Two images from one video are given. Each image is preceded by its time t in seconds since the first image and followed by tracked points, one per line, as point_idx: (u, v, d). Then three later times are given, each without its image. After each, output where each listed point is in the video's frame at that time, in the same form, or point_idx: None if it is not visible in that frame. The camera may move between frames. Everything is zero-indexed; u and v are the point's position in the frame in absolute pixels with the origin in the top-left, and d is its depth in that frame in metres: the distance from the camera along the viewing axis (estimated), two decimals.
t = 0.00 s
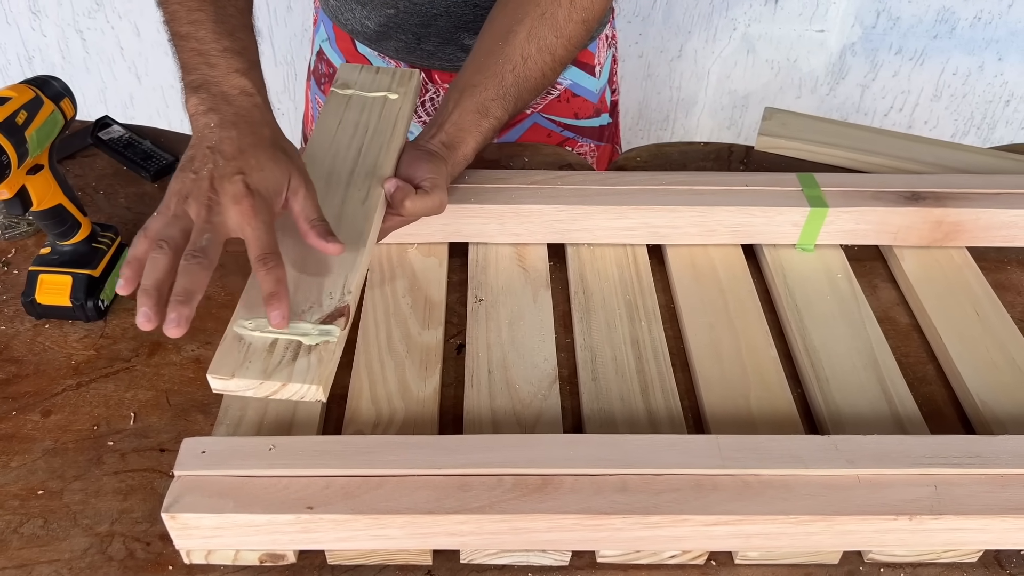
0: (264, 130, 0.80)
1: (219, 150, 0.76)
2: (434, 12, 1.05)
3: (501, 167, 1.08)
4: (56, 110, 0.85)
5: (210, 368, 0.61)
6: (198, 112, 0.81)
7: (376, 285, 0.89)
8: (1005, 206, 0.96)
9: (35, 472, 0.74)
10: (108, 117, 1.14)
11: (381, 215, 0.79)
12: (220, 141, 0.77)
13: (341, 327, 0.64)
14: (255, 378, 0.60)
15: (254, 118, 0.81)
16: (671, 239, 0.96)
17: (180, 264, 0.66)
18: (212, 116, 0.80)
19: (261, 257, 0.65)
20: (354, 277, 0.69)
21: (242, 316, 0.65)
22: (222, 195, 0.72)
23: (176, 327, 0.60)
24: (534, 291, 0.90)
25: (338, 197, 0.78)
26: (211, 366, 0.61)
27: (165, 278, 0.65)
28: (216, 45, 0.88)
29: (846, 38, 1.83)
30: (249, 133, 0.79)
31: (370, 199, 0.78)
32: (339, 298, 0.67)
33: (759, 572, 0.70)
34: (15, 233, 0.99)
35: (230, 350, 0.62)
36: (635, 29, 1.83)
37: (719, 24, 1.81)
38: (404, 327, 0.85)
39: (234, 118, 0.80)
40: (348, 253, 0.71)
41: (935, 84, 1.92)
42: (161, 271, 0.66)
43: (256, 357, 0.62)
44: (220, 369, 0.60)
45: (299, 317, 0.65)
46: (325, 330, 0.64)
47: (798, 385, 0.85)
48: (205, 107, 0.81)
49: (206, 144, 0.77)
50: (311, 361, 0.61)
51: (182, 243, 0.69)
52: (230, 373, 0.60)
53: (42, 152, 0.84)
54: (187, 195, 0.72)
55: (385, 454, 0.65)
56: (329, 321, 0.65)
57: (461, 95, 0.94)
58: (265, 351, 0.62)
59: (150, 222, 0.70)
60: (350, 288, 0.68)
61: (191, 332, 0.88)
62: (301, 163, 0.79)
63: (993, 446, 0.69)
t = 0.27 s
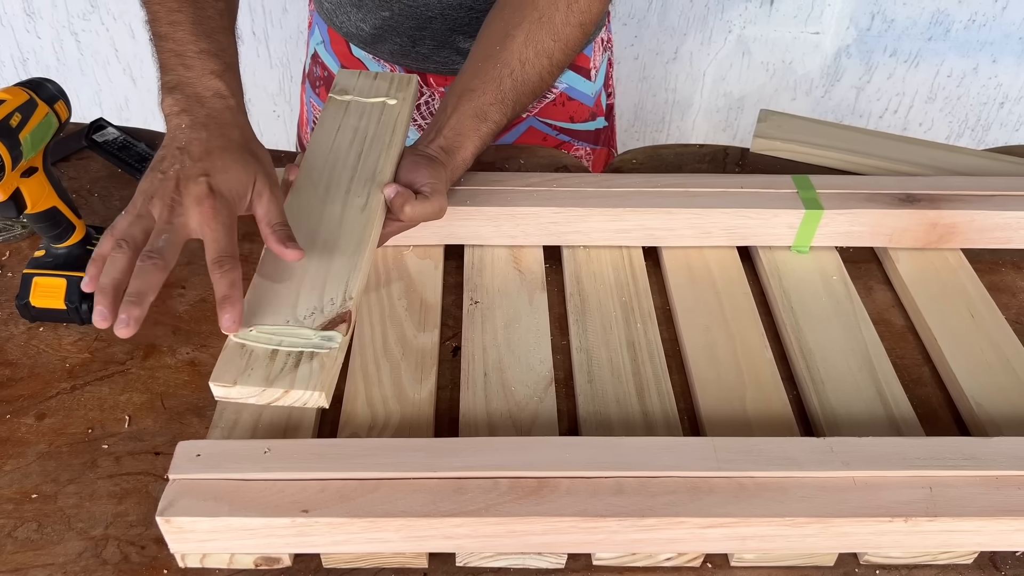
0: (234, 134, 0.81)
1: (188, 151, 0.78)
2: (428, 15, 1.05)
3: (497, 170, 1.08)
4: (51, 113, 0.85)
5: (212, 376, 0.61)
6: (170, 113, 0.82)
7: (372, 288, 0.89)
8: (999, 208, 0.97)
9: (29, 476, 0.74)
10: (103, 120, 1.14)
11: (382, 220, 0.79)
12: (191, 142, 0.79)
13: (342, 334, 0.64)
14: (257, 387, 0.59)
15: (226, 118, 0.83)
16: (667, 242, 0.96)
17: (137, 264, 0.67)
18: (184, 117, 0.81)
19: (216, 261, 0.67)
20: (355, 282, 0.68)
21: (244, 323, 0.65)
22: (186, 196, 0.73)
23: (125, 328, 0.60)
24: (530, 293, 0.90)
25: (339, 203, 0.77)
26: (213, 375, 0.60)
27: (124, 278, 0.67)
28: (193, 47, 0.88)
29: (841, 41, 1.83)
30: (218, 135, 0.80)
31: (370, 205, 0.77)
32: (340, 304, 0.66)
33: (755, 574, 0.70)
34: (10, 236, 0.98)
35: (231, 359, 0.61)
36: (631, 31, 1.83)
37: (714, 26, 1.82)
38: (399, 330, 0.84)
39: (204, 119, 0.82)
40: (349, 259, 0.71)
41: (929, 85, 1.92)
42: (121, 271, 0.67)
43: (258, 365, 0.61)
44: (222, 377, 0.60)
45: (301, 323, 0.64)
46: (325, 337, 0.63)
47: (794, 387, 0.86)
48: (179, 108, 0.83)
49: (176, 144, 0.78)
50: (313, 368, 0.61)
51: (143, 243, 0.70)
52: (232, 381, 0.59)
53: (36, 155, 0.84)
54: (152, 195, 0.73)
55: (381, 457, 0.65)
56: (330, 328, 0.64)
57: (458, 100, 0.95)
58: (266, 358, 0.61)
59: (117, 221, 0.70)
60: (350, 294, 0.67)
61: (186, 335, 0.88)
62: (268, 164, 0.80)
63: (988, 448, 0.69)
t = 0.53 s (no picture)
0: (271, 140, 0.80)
1: (228, 159, 0.77)
2: (426, 16, 1.05)
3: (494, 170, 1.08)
4: (48, 112, 0.85)
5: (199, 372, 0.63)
6: (206, 122, 0.82)
7: (369, 287, 0.89)
8: (992, 208, 0.97)
9: (26, 474, 0.74)
10: (101, 120, 1.14)
11: (372, 218, 0.80)
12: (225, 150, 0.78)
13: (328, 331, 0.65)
14: (241, 382, 0.61)
15: (261, 126, 0.82)
16: (662, 242, 0.97)
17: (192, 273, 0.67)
18: (220, 126, 0.81)
19: (267, 266, 0.66)
20: (342, 281, 0.70)
21: (230, 320, 0.66)
22: (231, 204, 0.72)
23: (188, 335, 0.61)
24: (526, 293, 0.91)
25: (329, 201, 0.79)
26: (199, 371, 0.62)
27: (177, 287, 0.67)
28: (222, 55, 0.88)
29: (836, 43, 1.84)
30: (257, 141, 0.79)
31: (360, 204, 0.79)
32: (327, 302, 0.68)
33: (750, 572, 0.71)
34: (7, 236, 0.99)
35: (216, 354, 0.63)
36: (627, 33, 1.84)
37: (711, 28, 1.82)
38: (396, 329, 0.85)
39: (241, 127, 0.81)
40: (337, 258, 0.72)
41: (924, 87, 1.93)
42: (172, 279, 0.67)
43: (243, 361, 0.63)
44: (207, 373, 0.62)
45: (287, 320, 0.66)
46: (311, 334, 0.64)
47: (789, 386, 0.86)
48: (213, 116, 0.82)
49: (214, 153, 0.78)
50: (297, 364, 0.62)
51: (194, 252, 0.70)
52: (217, 376, 0.61)
53: (34, 154, 0.84)
54: (196, 204, 0.73)
55: (377, 455, 0.66)
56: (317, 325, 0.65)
57: (452, 99, 0.95)
58: (251, 355, 0.63)
59: (162, 231, 0.71)
60: (338, 293, 0.69)
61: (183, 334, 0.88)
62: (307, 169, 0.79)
63: (981, 446, 0.70)
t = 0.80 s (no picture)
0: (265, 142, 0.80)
1: (224, 159, 0.76)
2: (427, 18, 1.06)
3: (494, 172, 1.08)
4: (50, 113, 0.85)
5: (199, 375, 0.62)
6: (203, 121, 0.82)
7: (370, 288, 0.89)
8: (991, 210, 0.98)
9: (27, 475, 0.74)
10: (101, 120, 1.14)
11: (371, 221, 0.80)
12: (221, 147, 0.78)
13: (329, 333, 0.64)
14: (242, 386, 0.60)
15: (258, 126, 0.82)
16: (663, 243, 0.97)
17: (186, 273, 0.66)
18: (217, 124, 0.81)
19: (262, 268, 0.65)
20: (343, 283, 0.69)
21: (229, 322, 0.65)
22: (227, 204, 0.72)
23: (181, 336, 0.60)
24: (527, 294, 0.91)
25: (329, 203, 0.78)
26: (199, 374, 0.61)
27: (172, 287, 0.66)
28: (221, 54, 0.88)
29: (835, 45, 1.84)
30: (253, 142, 0.79)
31: (360, 205, 0.78)
32: (328, 305, 0.67)
33: (751, 572, 0.71)
34: (8, 236, 0.99)
35: (217, 357, 0.62)
36: (627, 35, 1.84)
37: (710, 30, 1.83)
38: (397, 330, 0.85)
39: (238, 127, 0.81)
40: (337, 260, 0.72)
41: (923, 90, 1.94)
42: (167, 280, 0.66)
43: (244, 364, 0.62)
44: (208, 376, 0.60)
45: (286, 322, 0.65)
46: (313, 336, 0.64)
47: (789, 387, 0.86)
48: (210, 115, 0.82)
49: (211, 152, 0.77)
50: (298, 367, 0.61)
51: (188, 253, 0.69)
52: (218, 379, 0.60)
53: (36, 154, 0.84)
54: (193, 204, 0.73)
55: (379, 456, 0.66)
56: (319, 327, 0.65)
57: (453, 102, 0.95)
58: (252, 357, 0.62)
59: (157, 231, 0.71)
60: (339, 295, 0.68)
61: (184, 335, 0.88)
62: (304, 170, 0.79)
63: (981, 447, 0.70)
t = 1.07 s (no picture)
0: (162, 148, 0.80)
1: (184, 158, 0.78)
2: (424, 21, 1.06)
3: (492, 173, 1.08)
4: (48, 114, 0.85)
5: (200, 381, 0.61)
6: (167, 119, 0.83)
7: (368, 290, 0.90)
8: (987, 212, 0.98)
9: (24, 476, 0.74)
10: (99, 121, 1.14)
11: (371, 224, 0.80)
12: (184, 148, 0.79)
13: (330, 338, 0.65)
14: (243, 391, 0.60)
15: (223, 126, 0.83)
16: (659, 244, 0.97)
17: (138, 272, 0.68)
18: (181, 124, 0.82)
19: (216, 268, 0.68)
20: (343, 288, 0.69)
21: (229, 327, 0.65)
22: (184, 204, 0.74)
23: (128, 332, 0.61)
24: (524, 295, 0.91)
25: (328, 206, 0.78)
26: (200, 380, 0.61)
27: (124, 284, 0.68)
28: (189, 52, 0.89)
29: (832, 47, 1.85)
30: (215, 141, 0.81)
31: (360, 209, 0.78)
32: (328, 309, 0.67)
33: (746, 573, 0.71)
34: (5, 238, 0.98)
35: (218, 363, 0.62)
36: (624, 37, 1.84)
37: (707, 32, 1.83)
38: (394, 331, 0.85)
39: (202, 125, 0.82)
40: (338, 264, 0.72)
41: (919, 92, 1.95)
42: (120, 277, 0.68)
43: (245, 370, 0.62)
44: (210, 382, 0.60)
45: (287, 327, 0.65)
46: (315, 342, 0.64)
47: (785, 389, 0.87)
48: (174, 113, 0.83)
49: (172, 150, 0.79)
50: (299, 373, 0.61)
51: (143, 251, 0.71)
52: (219, 386, 0.60)
53: (34, 156, 0.84)
54: (150, 201, 0.74)
55: (376, 457, 0.66)
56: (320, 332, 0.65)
57: (451, 105, 0.95)
58: (253, 363, 0.62)
59: (114, 227, 0.72)
60: (339, 300, 0.68)
61: (181, 336, 0.88)
62: (267, 174, 0.81)
63: (976, 448, 0.70)
